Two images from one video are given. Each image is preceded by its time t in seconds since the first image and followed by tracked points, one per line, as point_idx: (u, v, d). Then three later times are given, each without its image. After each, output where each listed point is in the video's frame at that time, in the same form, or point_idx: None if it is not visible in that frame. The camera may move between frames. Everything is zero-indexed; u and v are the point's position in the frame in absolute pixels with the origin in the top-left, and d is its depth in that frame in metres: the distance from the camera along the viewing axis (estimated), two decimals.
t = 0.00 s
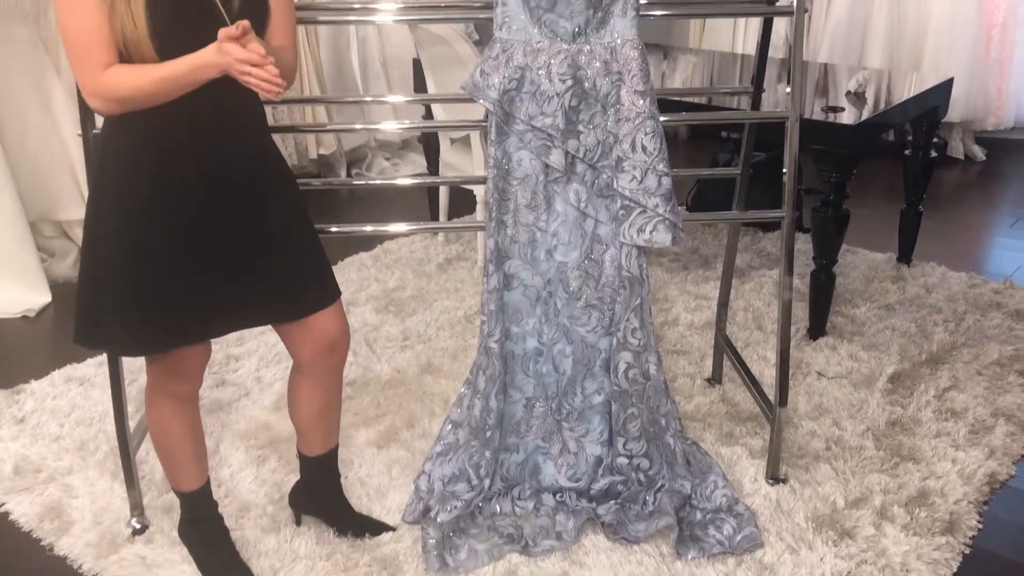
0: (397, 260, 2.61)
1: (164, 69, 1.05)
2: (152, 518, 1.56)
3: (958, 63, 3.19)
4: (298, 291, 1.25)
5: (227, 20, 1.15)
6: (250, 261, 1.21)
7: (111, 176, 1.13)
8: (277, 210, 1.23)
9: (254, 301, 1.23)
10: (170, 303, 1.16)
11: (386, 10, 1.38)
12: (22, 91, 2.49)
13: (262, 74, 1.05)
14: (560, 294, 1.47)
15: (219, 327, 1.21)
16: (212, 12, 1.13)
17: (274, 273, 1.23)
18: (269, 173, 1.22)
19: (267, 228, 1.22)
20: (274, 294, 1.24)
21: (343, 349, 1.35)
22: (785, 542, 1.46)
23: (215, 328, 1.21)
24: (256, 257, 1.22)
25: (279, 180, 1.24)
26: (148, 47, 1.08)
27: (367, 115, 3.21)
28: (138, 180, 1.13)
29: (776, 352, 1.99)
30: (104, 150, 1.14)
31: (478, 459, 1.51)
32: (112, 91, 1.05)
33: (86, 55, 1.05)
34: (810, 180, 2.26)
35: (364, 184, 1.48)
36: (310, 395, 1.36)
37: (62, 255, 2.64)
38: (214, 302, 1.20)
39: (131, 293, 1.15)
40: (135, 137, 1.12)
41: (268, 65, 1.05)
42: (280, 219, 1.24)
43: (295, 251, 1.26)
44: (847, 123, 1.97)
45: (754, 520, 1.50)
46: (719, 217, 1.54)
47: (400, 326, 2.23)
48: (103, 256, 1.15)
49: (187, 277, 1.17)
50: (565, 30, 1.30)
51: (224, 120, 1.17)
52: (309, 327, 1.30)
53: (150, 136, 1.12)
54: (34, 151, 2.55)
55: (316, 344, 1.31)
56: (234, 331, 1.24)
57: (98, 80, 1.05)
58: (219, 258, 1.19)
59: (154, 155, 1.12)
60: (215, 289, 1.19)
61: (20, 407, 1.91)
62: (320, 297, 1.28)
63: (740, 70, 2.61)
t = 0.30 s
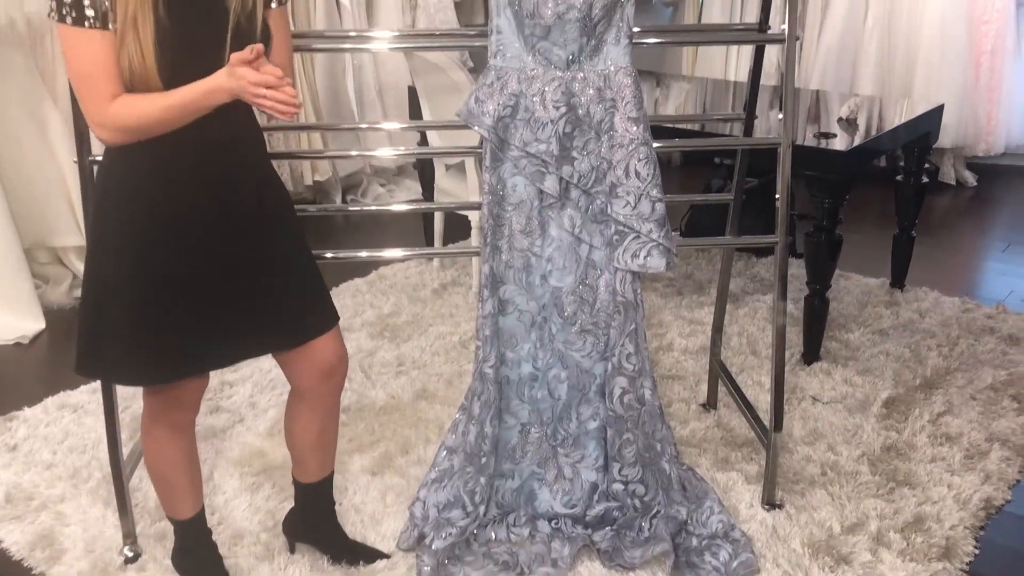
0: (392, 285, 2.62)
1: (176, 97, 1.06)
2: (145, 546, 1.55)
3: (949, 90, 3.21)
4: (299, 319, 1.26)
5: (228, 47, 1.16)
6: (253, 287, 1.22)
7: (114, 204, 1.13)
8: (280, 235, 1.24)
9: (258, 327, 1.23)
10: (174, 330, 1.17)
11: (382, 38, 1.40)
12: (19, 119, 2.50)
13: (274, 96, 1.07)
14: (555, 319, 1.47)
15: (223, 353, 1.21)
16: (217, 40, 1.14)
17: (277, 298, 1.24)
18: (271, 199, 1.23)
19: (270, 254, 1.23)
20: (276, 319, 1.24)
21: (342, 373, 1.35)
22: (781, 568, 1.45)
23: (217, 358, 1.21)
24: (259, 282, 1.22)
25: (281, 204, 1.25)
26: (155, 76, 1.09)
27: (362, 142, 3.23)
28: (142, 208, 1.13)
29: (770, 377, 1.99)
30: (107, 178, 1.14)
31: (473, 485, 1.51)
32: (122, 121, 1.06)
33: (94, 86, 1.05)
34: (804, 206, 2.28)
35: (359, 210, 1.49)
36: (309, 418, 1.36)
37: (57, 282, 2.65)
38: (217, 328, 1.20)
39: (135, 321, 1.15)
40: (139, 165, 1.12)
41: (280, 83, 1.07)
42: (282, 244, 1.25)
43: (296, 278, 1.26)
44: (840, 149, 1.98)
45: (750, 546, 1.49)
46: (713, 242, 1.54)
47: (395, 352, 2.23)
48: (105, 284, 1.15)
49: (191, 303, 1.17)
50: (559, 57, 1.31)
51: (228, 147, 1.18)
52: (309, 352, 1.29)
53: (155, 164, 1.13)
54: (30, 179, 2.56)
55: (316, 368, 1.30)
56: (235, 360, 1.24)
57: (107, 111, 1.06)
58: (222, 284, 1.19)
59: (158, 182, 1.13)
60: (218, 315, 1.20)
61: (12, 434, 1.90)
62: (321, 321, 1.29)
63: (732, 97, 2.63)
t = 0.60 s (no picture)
0: (385, 321, 2.61)
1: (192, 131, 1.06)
2: None
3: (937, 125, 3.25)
4: (293, 355, 1.27)
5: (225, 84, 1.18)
6: (250, 322, 1.22)
7: (117, 241, 1.12)
8: (275, 270, 1.26)
9: (255, 363, 1.23)
10: (175, 367, 1.16)
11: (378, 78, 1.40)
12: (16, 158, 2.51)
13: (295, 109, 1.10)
14: (548, 354, 1.46)
15: (221, 389, 1.21)
16: (215, 77, 1.16)
17: (272, 333, 1.25)
18: (266, 235, 1.25)
19: (267, 290, 1.24)
20: (273, 355, 1.25)
21: (329, 407, 1.34)
22: None
23: (215, 398, 1.21)
24: (256, 317, 1.23)
25: (274, 240, 1.27)
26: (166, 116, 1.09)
27: (356, 178, 3.24)
28: (146, 245, 1.12)
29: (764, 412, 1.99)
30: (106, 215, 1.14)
31: (466, 522, 1.51)
32: (143, 162, 1.05)
33: (107, 130, 1.03)
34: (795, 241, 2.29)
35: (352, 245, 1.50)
36: (299, 453, 1.35)
37: (49, 320, 2.64)
38: (216, 365, 1.20)
39: (136, 359, 1.14)
40: (143, 202, 1.12)
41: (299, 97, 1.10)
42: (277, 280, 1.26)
43: (289, 315, 1.27)
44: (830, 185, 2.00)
45: None
46: (706, 276, 1.55)
47: (388, 388, 2.22)
48: (105, 321, 1.14)
49: (191, 339, 1.17)
50: (550, 94, 1.32)
51: (224, 185, 1.19)
52: (295, 387, 1.29)
53: (158, 201, 1.13)
54: (25, 216, 2.57)
55: (304, 403, 1.30)
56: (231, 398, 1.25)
57: (124, 154, 1.04)
58: (221, 320, 1.19)
59: (162, 219, 1.13)
60: (217, 352, 1.20)
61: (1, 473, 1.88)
62: (313, 356, 1.30)
63: (723, 133, 2.66)
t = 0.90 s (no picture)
0: (377, 364, 2.60)
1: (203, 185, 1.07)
2: None
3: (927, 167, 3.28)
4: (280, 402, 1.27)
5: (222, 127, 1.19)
6: (243, 366, 1.23)
7: (112, 287, 1.12)
8: (265, 314, 1.27)
9: (248, 406, 1.23)
10: (166, 417, 1.16)
11: (369, 121, 1.41)
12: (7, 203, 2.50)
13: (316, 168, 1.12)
14: (541, 397, 1.46)
15: (215, 434, 1.21)
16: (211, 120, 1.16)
17: (264, 376, 1.25)
18: (256, 280, 1.26)
19: (258, 333, 1.25)
20: (265, 398, 1.25)
21: (309, 450, 1.34)
22: None
23: (204, 447, 1.20)
24: (248, 361, 1.24)
25: (261, 285, 1.28)
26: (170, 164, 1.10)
27: (349, 222, 3.25)
28: (144, 290, 1.12)
29: (758, 454, 1.97)
30: (100, 261, 1.13)
31: (459, 568, 1.49)
32: (156, 215, 1.05)
33: (118, 183, 1.02)
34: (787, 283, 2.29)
35: (345, 288, 1.50)
36: (282, 498, 1.32)
37: (40, 365, 2.61)
38: (210, 409, 1.20)
39: (132, 406, 1.13)
40: (141, 247, 1.12)
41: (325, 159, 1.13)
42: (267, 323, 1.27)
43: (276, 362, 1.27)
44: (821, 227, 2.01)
45: None
46: (698, 318, 1.55)
47: (380, 432, 2.20)
48: (100, 368, 1.13)
49: (187, 384, 1.17)
50: (542, 138, 1.34)
51: (216, 231, 1.20)
52: (277, 429, 1.29)
53: (155, 247, 1.12)
54: (16, 260, 2.55)
55: (284, 446, 1.29)
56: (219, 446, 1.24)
57: (136, 207, 1.04)
58: (216, 364, 1.20)
59: (160, 265, 1.13)
60: (212, 396, 1.20)
61: None
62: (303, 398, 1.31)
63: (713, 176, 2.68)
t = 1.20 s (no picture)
0: (369, 407, 2.58)
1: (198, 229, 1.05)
2: None
3: (915, 207, 3.32)
4: (268, 446, 1.27)
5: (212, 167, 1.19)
6: (233, 412, 1.23)
7: (106, 331, 1.10)
8: (254, 360, 1.27)
9: (236, 452, 1.23)
10: (156, 466, 1.14)
11: (362, 164, 1.43)
12: None
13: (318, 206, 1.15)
14: (534, 440, 1.45)
15: (203, 480, 1.20)
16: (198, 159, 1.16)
17: (252, 422, 1.25)
18: (243, 325, 1.25)
19: (248, 379, 1.25)
20: (253, 443, 1.25)
21: (294, 497, 1.32)
22: None
23: (193, 494, 1.19)
24: (237, 407, 1.23)
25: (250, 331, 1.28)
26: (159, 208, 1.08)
27: (342, 265, 3.26)
28: (137, 335, 1.11)
29: (753, 496, 1.96)
30: (92, 304, 1.11)
31: None
32: (148, 256, 1.03)
33: (108, 224, 1.01)
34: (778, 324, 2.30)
35: (337, 331, 1.50)
36: (267, 544, 1.30)
37: (29, 411, 2.58)
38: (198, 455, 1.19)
39: (121, 455, 1.12)
40: (136, 291, 1.11)
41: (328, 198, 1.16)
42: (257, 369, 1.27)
43: (264, 407, 1.27)
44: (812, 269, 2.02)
45: None
46: (690, 359, 1.55)
47: (371, 476, 2.18)
48: (87, 418, 1.11)
49: (176, 430, 1.16)
50: (534, 181, 1.35)
51: (207, 276, 1.20)
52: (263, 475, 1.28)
53: (147, 291, 1.12)
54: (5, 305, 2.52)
55: (267, 492, 1.28)
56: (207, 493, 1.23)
57: (127, 248, 1.02)
58: (206, 410, 1.19)
59: (153, 309, 1.12)
60: (200, 442, 1.19)
61: None
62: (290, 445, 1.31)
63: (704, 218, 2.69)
